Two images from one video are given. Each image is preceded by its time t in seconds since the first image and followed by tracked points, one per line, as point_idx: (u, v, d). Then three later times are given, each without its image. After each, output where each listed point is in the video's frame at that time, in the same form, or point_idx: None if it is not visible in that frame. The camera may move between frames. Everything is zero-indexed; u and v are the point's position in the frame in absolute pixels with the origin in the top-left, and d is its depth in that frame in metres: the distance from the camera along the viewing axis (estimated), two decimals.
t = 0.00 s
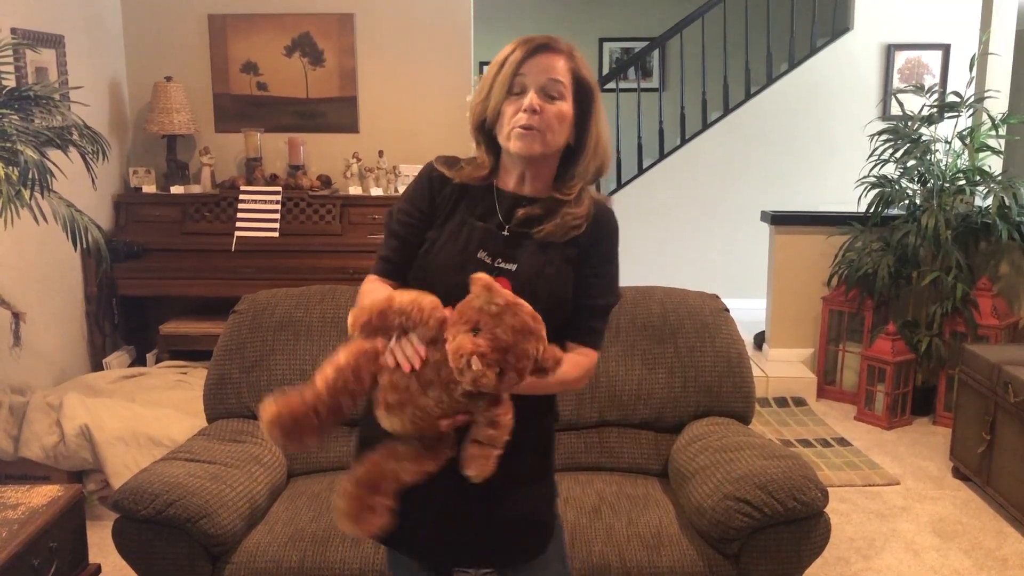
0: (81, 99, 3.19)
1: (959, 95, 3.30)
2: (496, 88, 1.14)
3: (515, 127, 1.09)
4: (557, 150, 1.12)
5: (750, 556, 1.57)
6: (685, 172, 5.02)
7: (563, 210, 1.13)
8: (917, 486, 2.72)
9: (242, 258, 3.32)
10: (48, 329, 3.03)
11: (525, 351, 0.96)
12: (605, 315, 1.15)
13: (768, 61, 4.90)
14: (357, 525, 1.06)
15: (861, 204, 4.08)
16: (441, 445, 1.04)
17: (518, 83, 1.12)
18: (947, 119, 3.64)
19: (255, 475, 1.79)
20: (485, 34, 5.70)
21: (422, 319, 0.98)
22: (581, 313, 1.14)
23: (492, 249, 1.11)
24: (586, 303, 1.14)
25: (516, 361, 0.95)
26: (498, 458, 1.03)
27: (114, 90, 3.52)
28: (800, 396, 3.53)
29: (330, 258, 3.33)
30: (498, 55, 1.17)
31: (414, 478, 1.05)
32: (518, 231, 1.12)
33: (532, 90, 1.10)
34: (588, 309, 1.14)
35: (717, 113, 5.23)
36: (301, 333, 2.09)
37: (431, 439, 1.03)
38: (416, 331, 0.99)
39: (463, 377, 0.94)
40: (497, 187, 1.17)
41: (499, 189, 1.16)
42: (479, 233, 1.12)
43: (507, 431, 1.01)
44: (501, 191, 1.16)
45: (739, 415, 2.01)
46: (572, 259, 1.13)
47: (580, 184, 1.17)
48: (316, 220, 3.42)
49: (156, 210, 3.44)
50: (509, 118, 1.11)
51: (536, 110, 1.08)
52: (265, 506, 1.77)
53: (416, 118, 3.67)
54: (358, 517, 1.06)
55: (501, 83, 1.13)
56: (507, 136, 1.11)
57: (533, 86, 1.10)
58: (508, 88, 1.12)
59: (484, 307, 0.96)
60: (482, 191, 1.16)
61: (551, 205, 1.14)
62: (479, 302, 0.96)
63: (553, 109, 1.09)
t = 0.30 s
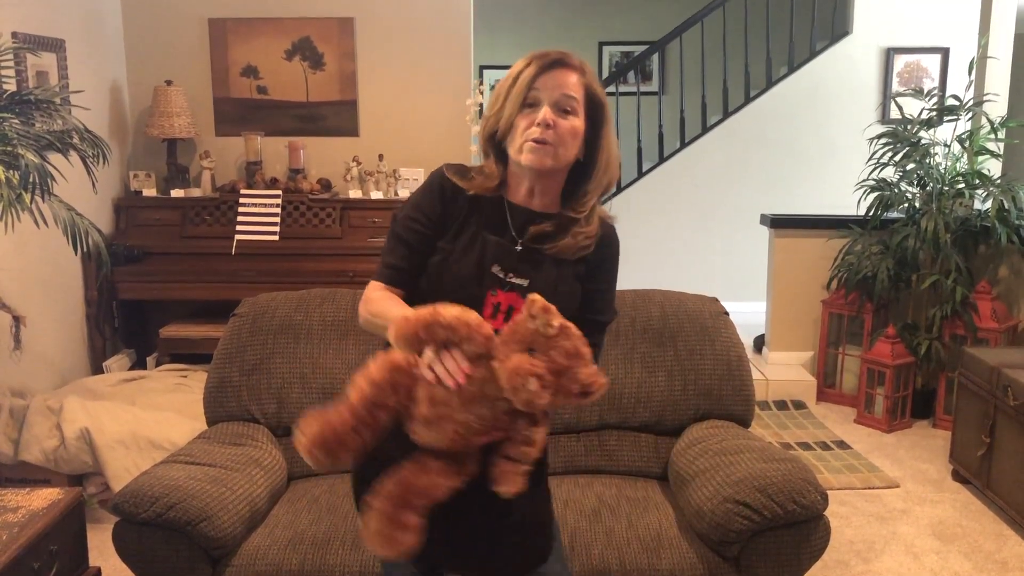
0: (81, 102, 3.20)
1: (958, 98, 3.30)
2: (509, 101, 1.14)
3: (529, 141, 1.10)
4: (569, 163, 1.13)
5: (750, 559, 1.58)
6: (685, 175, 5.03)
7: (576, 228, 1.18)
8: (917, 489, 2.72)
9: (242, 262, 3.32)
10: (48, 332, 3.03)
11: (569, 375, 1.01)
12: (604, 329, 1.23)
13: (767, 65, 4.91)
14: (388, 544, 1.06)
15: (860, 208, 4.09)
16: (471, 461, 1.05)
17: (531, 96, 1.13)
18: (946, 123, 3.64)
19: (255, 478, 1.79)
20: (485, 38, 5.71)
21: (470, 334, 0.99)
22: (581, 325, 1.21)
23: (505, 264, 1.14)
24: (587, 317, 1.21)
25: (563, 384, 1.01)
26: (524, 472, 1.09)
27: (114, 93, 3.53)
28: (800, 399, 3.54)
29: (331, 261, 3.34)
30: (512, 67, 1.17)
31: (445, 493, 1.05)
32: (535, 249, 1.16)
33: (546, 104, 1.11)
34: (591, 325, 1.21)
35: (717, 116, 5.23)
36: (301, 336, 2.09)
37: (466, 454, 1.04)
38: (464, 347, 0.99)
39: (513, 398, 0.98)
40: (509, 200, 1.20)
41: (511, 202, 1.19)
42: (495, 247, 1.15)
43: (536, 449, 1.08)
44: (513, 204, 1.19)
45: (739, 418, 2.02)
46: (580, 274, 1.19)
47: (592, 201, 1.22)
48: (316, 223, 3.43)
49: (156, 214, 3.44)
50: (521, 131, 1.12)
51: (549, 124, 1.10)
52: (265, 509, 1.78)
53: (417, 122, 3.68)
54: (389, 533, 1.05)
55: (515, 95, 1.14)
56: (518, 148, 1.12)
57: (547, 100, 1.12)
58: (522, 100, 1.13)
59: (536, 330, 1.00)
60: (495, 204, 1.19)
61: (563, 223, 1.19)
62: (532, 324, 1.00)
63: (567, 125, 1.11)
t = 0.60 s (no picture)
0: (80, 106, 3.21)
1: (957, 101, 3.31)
2: (500, 90, 1.11)
3: (531, 127, 1.07)
4: (573, 143, 1.10)
5: (749, 562, 1.58)
6: (684, 178, 5.04)
7: (599, 204, 1.14)
8: (917, 491, 2.72)
9: (242, 264, 3.32)
10: (48, 334, 3.04)
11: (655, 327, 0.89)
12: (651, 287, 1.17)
13: (767, 67, 4.92)
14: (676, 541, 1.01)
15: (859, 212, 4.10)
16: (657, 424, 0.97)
17: (524, 81, 1.10)
18: (946, 126, 3.65)
19: (255, 481, 1.79)
20: (485, 41, 5.72)
21: (553, 396, 0.88)
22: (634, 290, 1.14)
23: (554, 256, 1.07)
24: (638, 283, 1.15)
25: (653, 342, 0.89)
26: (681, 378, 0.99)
27: (115, 97, 3.54)
28: (800, 402, 3.53)
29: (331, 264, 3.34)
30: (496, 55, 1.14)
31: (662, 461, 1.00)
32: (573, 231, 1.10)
33: (540, 87, 1.09)
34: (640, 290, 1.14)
35: (717, 119, 5.24)
36: (300, 339, 2.10)
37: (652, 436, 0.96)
38: (575, 403, 0.88)
39: (637, 393, 0.89)
40: (522, 194, 1.12)
41: (527, 196, 1.12)
42: (536, 243, 1.08)
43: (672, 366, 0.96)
44: (529, 197, 1.12)
45: (739, 420, 2.02)
46: (619, 245, 1.14)
47: (598, 175, 1.17)
48: (316, 226, 3.43)
49: (156, 216, 3.45)
50: (520, 118, 1.09)
51: (548, 106, 1.07)
52: (265, 512, 1.77)
53: (417, 125, 3.69)
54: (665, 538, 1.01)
55: (506, 82, 1.10)
56: (520, 136, 1.08)
57: (540, 83, 1.09)
58: (515, 86, 1.10)
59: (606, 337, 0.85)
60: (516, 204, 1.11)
61: (587, 201, 1.14)
62: (594, 340, 0.85)
63: (565, 104, 1.08)
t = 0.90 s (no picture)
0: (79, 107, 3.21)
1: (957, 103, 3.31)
2: (483, 110, 1.13)
3: (518, 144, 1.09)
4: (561, 152, 1.12)
5: (749, 563, 1.58)
6: (683, 180, 5.04)
7: (599, 200, 1.14)
8: (917, 493, 2.72)
9: (241, 266, 3.32)
10: (47, 336, 3.04)
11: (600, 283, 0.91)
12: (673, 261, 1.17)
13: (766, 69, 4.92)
14: (803, 375, 0.98)
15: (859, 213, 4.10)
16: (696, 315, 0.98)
17: (504, 100, 1.12)
18: (945, 127, 3.65)
19: (255, 483, 1.79)
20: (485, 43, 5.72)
21: (599, 407, 0.90)
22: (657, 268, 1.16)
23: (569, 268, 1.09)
24: (658, 260, 1.16)
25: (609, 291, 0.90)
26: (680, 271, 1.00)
27: (114, 99, 3.54)
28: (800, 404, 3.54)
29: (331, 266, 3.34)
30: (475, 74, 1.16)
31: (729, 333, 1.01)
32: (580, 233, 1.12)
33: (522, 101, 1.10)
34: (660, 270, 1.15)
35: (716, 121, 5.25)
36: (300, 340, 2.10)
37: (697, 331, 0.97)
38: (622, 393, 0.91)
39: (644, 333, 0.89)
40: (521, 214, 1.14)
41: (526, 214, 1.14)
42: (547, 258, 1.10)
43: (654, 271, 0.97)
44: (529, 215, 1.14)
45: (738, 423, 2.02)
46: (629, 232, 1.15)
47: (589, 173, 1.18)
48: (316, 228, 3.43)
49: (155, 218, 3.45)
50: (505, 134, 1.10)
51: (532, 121, 1.08)
52: (265, 514, 1.77)
53: (416, 127, 3.69)
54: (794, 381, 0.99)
55: (487, 101, 1.12)
56: (508, 153, 1.10)
57: (521, 99, 1.11)
58: (496, 104, 1.12)
59: (578, 335, 0.89)
60: (518, 228, 1.13)
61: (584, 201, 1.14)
62: (573, 347, 0.89)
63: (548, 115, 1.10)
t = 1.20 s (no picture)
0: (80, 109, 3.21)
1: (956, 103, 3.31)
2: (476, 103, 1.13)
3: (505, 139, 1.09)
4: (550, 148, 1.12)
5: (750, 563, 1.58)
6: (683, 181, 5.04)
7: (579, 196, 1.13)
8: (917, 494, 2.72)
9: (241, 267, 3.32)
10: (47, 337, 3.03)
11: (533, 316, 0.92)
12: (658, 266, 1.15)
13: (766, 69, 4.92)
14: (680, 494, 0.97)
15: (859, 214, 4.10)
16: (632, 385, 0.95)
17: (496, 95, 1.12)
18: (945, 128, 3.65)
19: (255, 484, 1.79)
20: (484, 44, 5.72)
21: (499, 427, 0.93)
22: (638, 271, 1.15)
23: (536, 262, 1.11)
24: (639, 263, 1.14)
25: (536, 326, 0.90)
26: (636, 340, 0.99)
27: (114, 100, 3.54)
28: (800, 404, 3.53)
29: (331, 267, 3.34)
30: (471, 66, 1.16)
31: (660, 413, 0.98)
32: (554, 229, 1.12)
33: (513, 98, 1.10)
34: (638, 274, 1.14)
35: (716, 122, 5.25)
36: (300, 341, 2.09)
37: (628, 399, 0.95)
38: (518, 421, 0.92)
39: (551, 377, 0.88)
40: (503, 204, 1.16)
41: (507, 205, 1.15)
42: (516, 251, 1.12)
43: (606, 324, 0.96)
44: (509, 207, 1.15)
45: (739, 423, 2.02)
46: (609, 232, 1.14)
47: (577, 170, 1.17)
48: (315, 229, 3.43)
49: (155, 220, 3.44)
50: (494, 130, 1.11)
51: (521, 118, 1.08)
52: (265, 515, 1.77)
53: (416, 128, 3.69)
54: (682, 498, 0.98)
55: (479, 96, 1.12)
56: (495, 148, 1.11)
57: (512, 94, 1.10)
58: (488, 99, 1.12)
59: (490, 355, 0.91)
60: (495, 217, 1.15)
61: (566, 196, 1.13)
62: (484, 363, 0.92)
63: (539, 112, 1.09)
